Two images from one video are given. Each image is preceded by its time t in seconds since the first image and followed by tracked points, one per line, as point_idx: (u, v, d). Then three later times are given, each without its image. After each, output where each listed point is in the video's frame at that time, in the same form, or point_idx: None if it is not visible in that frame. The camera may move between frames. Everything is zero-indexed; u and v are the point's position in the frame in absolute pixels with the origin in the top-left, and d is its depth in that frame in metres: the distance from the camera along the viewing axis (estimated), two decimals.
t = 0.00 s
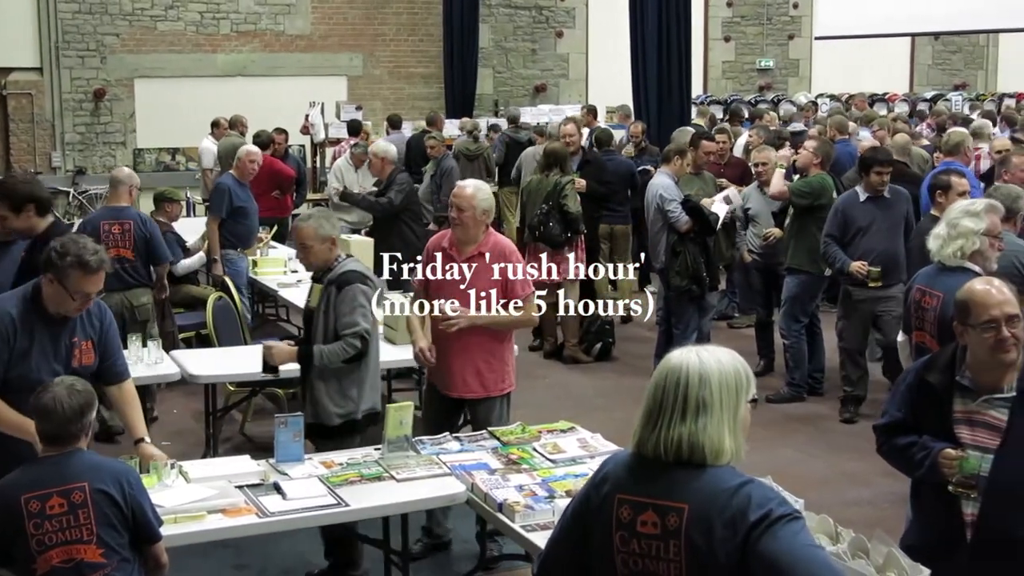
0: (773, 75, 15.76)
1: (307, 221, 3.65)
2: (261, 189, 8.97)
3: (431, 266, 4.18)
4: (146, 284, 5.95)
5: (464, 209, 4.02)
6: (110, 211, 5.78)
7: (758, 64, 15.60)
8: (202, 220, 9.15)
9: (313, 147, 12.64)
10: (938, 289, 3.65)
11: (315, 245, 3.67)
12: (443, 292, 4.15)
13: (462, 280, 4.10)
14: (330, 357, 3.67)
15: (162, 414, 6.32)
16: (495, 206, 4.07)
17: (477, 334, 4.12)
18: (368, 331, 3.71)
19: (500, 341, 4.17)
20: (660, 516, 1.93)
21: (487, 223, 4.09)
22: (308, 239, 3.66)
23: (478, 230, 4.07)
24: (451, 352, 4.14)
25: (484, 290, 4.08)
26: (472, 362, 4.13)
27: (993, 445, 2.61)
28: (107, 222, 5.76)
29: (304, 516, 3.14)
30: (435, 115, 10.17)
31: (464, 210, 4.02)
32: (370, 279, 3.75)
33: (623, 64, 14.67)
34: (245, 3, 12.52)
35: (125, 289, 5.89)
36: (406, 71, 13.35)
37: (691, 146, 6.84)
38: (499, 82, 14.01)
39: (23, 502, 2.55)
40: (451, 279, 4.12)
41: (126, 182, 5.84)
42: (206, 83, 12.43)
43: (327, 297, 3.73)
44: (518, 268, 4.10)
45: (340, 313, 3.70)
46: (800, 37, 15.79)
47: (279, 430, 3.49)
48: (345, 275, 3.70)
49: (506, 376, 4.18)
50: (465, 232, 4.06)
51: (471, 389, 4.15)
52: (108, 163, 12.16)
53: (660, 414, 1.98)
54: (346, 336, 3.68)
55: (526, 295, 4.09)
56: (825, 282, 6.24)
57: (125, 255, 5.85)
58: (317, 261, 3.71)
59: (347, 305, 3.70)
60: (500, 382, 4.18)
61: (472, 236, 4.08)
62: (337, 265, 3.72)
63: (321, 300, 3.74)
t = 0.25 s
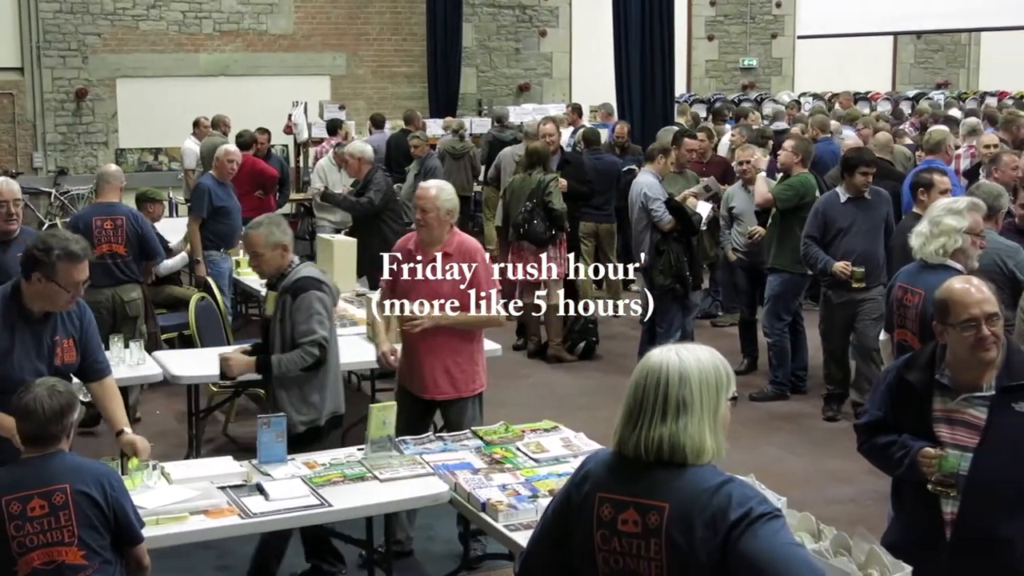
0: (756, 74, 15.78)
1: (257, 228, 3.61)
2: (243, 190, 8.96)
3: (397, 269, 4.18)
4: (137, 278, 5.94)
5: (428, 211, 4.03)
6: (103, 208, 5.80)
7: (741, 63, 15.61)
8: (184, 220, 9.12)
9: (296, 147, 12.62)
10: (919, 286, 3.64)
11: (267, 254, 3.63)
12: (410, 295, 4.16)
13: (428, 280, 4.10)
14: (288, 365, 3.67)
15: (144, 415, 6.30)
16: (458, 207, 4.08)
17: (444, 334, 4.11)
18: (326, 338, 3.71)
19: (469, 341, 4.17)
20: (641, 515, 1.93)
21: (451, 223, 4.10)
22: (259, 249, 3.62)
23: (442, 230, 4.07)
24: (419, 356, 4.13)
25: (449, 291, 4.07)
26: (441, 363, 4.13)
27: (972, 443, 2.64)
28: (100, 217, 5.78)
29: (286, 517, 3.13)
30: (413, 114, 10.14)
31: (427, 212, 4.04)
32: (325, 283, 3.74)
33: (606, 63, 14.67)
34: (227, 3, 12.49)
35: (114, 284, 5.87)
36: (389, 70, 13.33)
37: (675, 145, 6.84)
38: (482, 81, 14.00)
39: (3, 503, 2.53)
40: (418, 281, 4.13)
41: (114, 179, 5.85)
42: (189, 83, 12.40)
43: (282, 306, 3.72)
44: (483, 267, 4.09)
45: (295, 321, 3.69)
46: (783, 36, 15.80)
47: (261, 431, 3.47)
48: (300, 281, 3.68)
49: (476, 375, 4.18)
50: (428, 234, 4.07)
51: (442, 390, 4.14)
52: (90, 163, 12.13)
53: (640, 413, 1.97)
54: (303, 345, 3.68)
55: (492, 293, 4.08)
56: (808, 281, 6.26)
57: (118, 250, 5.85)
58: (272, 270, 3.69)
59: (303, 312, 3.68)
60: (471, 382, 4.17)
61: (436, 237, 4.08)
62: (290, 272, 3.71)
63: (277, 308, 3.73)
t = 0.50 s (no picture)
0: (737, 73, 15.80)
1: (210, 235, 3.62)
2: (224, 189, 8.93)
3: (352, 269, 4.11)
4: (117, 277, 5.93)
5: (379, 208, 3.96)
6: (82, 206, 5.81)
7: (722, 63, 15.66)
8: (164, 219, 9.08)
9: (276, 146, 12.59)
10: (903, 286, 3.69)
11: (218, 259, 3.64)
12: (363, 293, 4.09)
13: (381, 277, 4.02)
14: (237, 375, 3.66)
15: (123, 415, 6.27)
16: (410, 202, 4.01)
17: (400, 331, 4.04)
18: (276, 349, 3.70)
19: (425, 337, 4.10)
20: (622, 515, 1.93)
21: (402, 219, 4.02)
22: (211, 254, 3.63)
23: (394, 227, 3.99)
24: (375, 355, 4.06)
25: (403, 287, 4.00)
26: (398, 361, 4.06)
27: (950, 443, 2.65)
28: (80, 216, 5.79)
29: (267, 517, 3.12)
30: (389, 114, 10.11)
31: (378, 209, 3.96)
32: (277, 291, 3.72)
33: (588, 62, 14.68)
34: (208, 2, 12.46)
35: (93, 283, 5.82)
36: (370, 70, 13.32)
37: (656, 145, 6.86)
38: (464, 81, 14.00)
39: None
40: (370, 279, 4.05)
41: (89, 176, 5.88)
42: (169, 82, 12.36)
43: (234, 314, 3.71)
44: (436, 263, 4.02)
45: (246, 331, 3.68)
46: (764, 36, 15.83)
47: (241, 431, 3.46)
48: (252, 290, 3.66)
49: (433, 372, 4.12)
50: (379, 232, 3.99)
51: (401, 389, 4.07)
52: (70, 162, 12.08)
53: (621, 413, 1.97)
54: (253, 355, 3.67)
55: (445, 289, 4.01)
56: (788, 279, 6.28)
57: (98, 248, 5.85)
58: (224, 277, 3.68)
59: (254, 322, 3.67)
60: (428, 379, 4.11)
61: (388, 234, 4.00)
62: (242, 281, 3.70)
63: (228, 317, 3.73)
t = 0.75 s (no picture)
0: (720, 73, 15.80)
1: (177, 229, 3.63)
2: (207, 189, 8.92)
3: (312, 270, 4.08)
4: (88, 278, 5.87)
5: (341, 206, 3.94)
6: (49, 207, 5.75)
7: (705, 62, 15.66)
8: (147, 219, 9.06)
9: (260, 146, 12.57)
10: (890, 285, 3.70)
11: (184, 254, 3.64)
12: (324, 293, 4.06)
13: (343, 276, 4.00)
14: (198, 371, 3.66)
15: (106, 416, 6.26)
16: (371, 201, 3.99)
17: (359, 331, 4.01)
18: (239, 346, 3.70)
19: (387, 338, 4.07)
20: (608, 515, 1.93)
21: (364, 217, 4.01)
22: (178, 248, 3.63)
23: (356, 227, 3.98)
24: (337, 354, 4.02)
25: (365, 285, 3.97)
26: (360, 360, 4.02)
27: (937, 441, 2.66)
28: (49, 217, 5.73)
29: (251, 517, 3.12)
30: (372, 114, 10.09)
31: (339, 206, 3.95)
32: (243, 289, 3.73)
33: (571, 62, 14.69)
34: (191, 1, 12.42)
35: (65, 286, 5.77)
36: (354, 69, 13.29)
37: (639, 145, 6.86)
38: (447, 80, 14.00)
39: None
40: (331, 278, 4.03)
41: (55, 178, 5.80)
42: (152, 81, 12.34)
43: (199, 311, 3.72)
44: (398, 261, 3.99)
45: (209, 327, 3.68)
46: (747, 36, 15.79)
47: (224, 432, 3.46)
48: (217, 287, 3.68)
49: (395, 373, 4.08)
50: (339, 229, 3.98)
51: (363, 389, 4.03)
52: (52, 162, 12.06)
53: (605, 413, 1.97)
54: (215, 351, 3.67)
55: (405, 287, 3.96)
56: (772, 279, 6.30)
57: (67, 251, 5.79)
58: (189, 274, 3.69)
59: (218, 319, 3.68)
60: (390, 380, 4.07)
61: (348, 231, 3.98)
62: (208, 277, 3.71)
63: (192, 313, 3.74)
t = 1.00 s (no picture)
0: (699, 77, 15.90)
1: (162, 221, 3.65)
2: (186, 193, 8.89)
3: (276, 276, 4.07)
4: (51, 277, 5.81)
5: (307, 215, 3.92)
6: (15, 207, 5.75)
7: (684, 66, 15.73)
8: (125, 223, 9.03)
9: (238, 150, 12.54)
10: (872, 291, 3.71)
11: (164, 247, 3.65)
12: (286, 302, 4.04)
13: (304, 285, 3.98)
14: (159, 366, 3.63)
15: (83, 420, 6.24)
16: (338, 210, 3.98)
17: (320, 340, 3.99)
18: (204, 347, 3.67)
19: (349, 349, 4.04)
20: (587, 519, 1.94)
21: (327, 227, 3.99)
22: (160, 240, 3.64)
23: (319, 236, 3.97)
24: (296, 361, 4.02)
25: (324, 295, 3.96)
26: (319, 369, 4.01)
27: (927, 443, 2.67)
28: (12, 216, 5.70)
29: (230, 522, 3.11)
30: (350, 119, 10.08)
31: (303, 215, 3.93)
32: (215, 293, 3.75)
33: (550, 65, 14.71)
34: (169, 4, 12.40)
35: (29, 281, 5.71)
36: (333, 73, 13.28)
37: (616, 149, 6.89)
38: (427, 84, 14.00)
39: None
40: (293, 287, 4.01)
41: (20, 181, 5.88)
42: (130, 85, 12.30)
43: (170, 306, 3.72)
44: (360, 272, 3.98)
45: (177, 324, 3.67)
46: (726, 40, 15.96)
47: (202, 436, 3.45)
48: (190, 286, 3.68)
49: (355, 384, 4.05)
50: (302, 238, 3.95)
51: (320, 398, 4.02)
52: (29, 166, 12.00)
53: (586, 418, 1.97)
54: (179, 348, 3.64)
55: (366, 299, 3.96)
56: (751, 283, 6.31)
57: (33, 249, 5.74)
58: (167, 270, 3.70)
59: (187, 317, 3.67)
60: (349, 391, 4.05)
61: (311, 240, 3.96)
62: (185, 275, 3.72)
63: (162, 310, 3.73)
